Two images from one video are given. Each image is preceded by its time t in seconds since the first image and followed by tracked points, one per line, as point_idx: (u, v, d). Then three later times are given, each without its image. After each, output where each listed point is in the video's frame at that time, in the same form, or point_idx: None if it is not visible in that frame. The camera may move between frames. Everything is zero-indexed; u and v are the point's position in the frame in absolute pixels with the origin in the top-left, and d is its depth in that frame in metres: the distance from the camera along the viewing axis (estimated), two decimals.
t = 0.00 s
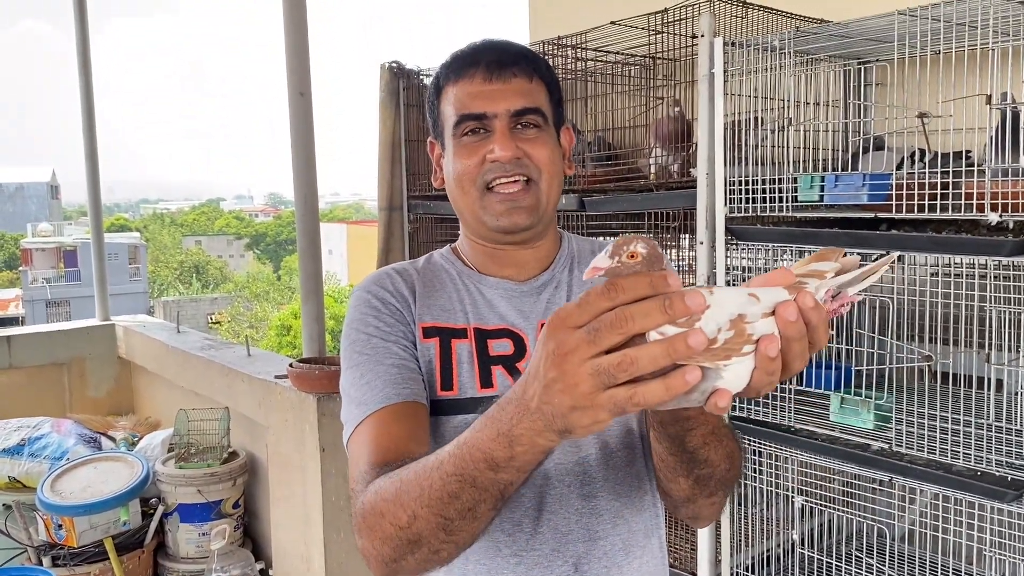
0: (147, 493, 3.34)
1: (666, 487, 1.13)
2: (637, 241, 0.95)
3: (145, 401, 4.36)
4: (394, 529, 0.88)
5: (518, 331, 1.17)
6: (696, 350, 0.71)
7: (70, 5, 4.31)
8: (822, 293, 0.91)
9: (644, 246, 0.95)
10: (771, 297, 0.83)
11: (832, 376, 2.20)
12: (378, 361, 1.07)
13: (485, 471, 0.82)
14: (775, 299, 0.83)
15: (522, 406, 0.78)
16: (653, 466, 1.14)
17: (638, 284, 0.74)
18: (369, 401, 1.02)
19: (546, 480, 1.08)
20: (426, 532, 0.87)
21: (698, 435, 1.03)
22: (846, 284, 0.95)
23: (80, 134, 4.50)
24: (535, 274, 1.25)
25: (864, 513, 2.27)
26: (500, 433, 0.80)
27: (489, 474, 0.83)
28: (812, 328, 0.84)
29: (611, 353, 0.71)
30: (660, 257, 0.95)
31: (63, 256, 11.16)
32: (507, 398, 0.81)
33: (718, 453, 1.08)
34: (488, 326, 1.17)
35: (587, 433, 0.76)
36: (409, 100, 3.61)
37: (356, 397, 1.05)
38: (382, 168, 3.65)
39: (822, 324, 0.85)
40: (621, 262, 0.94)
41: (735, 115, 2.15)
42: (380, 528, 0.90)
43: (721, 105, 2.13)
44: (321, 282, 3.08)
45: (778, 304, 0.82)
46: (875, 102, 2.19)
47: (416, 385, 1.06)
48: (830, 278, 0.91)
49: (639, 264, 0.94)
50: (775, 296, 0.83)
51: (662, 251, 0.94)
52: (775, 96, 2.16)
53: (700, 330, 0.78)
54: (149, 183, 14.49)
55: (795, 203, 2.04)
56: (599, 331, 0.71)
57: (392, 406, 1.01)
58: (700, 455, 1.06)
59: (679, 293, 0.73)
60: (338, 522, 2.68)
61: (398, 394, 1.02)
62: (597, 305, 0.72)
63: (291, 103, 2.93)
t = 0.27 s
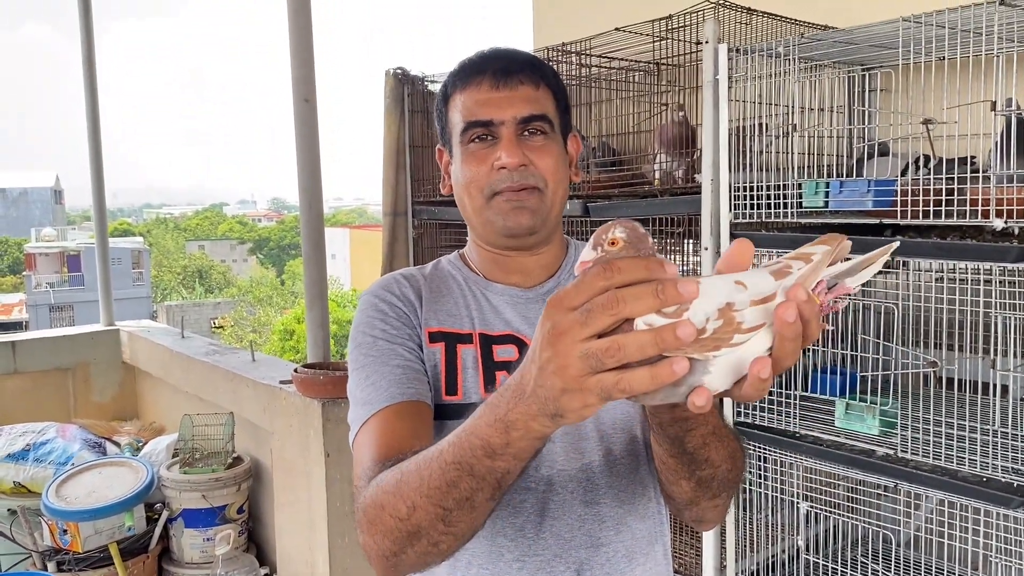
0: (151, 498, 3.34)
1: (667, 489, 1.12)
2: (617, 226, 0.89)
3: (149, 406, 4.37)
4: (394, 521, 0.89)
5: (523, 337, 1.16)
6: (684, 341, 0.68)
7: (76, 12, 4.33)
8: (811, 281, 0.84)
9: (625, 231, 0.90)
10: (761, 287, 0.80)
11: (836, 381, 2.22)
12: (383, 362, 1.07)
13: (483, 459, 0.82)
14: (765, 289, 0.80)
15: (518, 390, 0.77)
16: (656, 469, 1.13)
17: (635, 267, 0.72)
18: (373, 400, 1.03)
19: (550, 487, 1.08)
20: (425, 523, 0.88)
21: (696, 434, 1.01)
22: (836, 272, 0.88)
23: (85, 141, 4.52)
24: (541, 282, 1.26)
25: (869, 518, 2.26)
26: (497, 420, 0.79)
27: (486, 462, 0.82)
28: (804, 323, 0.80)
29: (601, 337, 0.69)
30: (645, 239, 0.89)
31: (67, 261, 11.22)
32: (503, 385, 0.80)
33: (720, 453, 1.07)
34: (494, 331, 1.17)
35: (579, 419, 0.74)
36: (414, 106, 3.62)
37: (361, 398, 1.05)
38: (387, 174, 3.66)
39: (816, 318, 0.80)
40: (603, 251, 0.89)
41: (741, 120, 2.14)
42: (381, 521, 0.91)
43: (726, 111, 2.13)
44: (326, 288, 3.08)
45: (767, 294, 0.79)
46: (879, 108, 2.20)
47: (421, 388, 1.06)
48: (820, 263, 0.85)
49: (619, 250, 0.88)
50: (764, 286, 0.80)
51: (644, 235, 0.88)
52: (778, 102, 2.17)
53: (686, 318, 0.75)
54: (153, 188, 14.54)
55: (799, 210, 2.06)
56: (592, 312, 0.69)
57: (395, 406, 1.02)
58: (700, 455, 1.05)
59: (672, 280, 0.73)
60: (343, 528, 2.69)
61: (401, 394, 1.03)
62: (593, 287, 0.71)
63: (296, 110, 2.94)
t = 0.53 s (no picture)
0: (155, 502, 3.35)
1: (669, 491, 1.12)
2: (605, 215, 0.89)
3: (153, 409, 4.38)
4: (391, 515, 0.91)
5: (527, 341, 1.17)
6: (676, 328, 0.69)
7: (81, 17, 4.35)
8: (817, 282, 0.84)
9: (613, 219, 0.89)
10: (760, 284, 0.80)
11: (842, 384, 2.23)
12: (387, 363, 1.08)
13: (471, 448, 0.83)
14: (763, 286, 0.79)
15: (503, 377, 0.77)
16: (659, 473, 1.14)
17: (627, 255, 0.73)
18: (376, 400, 1.04)
19: (554, 491, 1.08)
20: (419, 515, 0.89)
21: (701, 433, 1.01)
22: (845, 274, 0.88)
23: (91, 145, 4.53)
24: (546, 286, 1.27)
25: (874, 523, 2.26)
26: (485, 410, 0.80)
27: (475, 451, 0.83)
28: (799, 320, 0.80)
29: (592, 321, 0.70)
30: (634, 228, 0.89)
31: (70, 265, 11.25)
32: (491, 373, 0.81)
33: (722, 454, 1.07)
34: (499, 335, 1.17)
35: (563, 406, 0.75)
36: (418, 110, 3.63)
37: (365, 398, 1.06)
38: (391, 178, 3.67)
39: (812, 316, 0.79)
40: (593, 239, 0.88)
41: (745, 124, 2.16)
42: (378, 515, 0.93)
43: (730, 114, 2.15)
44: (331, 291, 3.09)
45: (765, 291, 0.79)
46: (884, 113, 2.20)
47: (424, 387, 1.07)
48: (828, 267, 0.84)
49: (608, 237, 0.88)
50: (763, 284, 0.80)
51: (637, 225, 0.88)
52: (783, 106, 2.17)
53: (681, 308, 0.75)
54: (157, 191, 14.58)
55: (805, 214, 2.06)
56: (584, 298, 0.70)
57: (398, 406, 1.03)
58: (703, 456, 1.05)
59: (665, 270, 0.73)
60: (348, 532, 2.70)
61: (402, 394, 1.03)
62: (585, 273, 0.71)
63: (301, 114, 2.96)
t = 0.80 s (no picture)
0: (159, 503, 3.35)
1: (671, 493, 1.12)
2: (608, 221, 0.89)
3: (157, 411, 4.39)
4: (392, 516, 0.91)
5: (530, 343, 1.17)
6: (681, 336, 0.70)
7: (85, 20, 4.36)
8: (822, 289, 0.85)
9: (617, 224, 0.89)
10: (765, 291, 0.80)
11: (844, 386, 2.23)
12: (390, 364, 1.08)
13: (473, 450, 0.84)
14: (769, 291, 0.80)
15: (505, 381, 0.78)
16: (661, 474, 1.14)
17: (633, 263, 0.73)
18: (379, 401, 1.04)
19: (556, 493, 1.08)
20: (420, 517, 0.90)
21: (703, 436, 1.01)
22: (848, 282, 0.89)
23: (94, 148, 4.54)
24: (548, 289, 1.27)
25: (877, 525, 2.26)
26: (486, 412, 0.80)
27: (477, 454, 0.84)
28: (805, 326, 0.80)
29: (598, 328, 0.70)
30: (637, 234, 0.89)
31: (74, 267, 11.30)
32: (492, 377, 0.81)
33: (723, 457, 1.07)
34: (501, 337, 1.17)
35: (566, 411, 0.75)
36: (422, 113, 3.64)
37: (368, 400, 1.07)
38: (394, 180, 3.68)
39: (818, 322, 0.80)
40: (596, 247, 0.88)
41: (748, 127, 2.16)
42: (379, 516, 0.93)
43: (733, 116, 2.15)
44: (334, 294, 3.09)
45: (770, 297, 0.79)
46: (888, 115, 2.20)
47: (427, 389, 1.07)
48: (832, 272, 0.85)
49: (612, 244, 0.88)
50: (768, 290, 0.81)
51: (642, 232, 0.88)
52: (785, 108, 2.17)
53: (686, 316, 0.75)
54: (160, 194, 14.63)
55: (807, 216, 2.08)
56: (589, 305, 0.70)
57: (400, 407, 1.03)
58: (704, 458, 1.05)
59: (672, 279, 0.73)
60: (349, 534, 2.69)
61: (404, 396, 1.04)
62: (589, 280, 0.72)
63: (304, 117, 2.96)
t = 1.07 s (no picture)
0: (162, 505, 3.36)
1: (671, 496, 1.12)
2: (614, 229, 0.89)
3: (159, 412, 4.39)
4: (394, 520, 0.92)
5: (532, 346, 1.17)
6: (687, 344, 0.70)
7: (88, 21, 4.37)
8: (824, 294, 0.85)
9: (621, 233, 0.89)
10: (769, 297, 0.81)
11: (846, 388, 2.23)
12: (391, 367, 1.08)
13: (475, 455, 0.84)
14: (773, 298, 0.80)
15: (507, 387, 0.78)
16: (662, 477, 1.14)
17: (637, 272, 0.73)
18: (380, 404, 1.04)
19: (557, 496, 1.08)
20: (422, 521, 0.90)
21: (703, 439, 1.01)
22: (851, 286, 0.89)
23: (97, 149, 4.55)
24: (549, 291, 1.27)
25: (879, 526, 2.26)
26: (488, 417, 0.80)
27: (479, 458, 0.84)
28: (810, 332, 0.80)
29: (603, 336, 0.70)
30: (642, 242, 0.89)
31: (77, 268, 11.32)
32: (495, 382, 0.81)
33: (724, 460, 1.07)
34: (503, 340, 1.17)
35: (569, 417, 0.75)
36: (424, 114, 3.65)
37: (369, 402, 1.07)
38: (397, 182, 3.68)
39: (821, 327, 0.81)
40: (602, 254, 0.89)
41: (750, 128, 2.16)
42: (381, 520, 0.93)
43: (735, 118, 2.15)
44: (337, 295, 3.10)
45: (775, 303, 0.80)
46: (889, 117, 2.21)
47: (428, 391, 1.07)
48: (835, 277, 0.85)
49: (618, 252, 0.88)
50: (772, 296, 0.81)
51: (645, 239, 0.88)
52: (787, 110, 2.18)
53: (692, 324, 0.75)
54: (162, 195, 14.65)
55: (809, 217, 2.08)
56: (594, 313, 0.70)
57: (402, 410, 1.03)
58: (705, 461, 1.05)
59: (676, 288, 0.73)
60: (352, 535, 2.69)
61: (405, 399, 1.04)
62: (594, 289, 0.71)
63: (307, 119, 2.97)
